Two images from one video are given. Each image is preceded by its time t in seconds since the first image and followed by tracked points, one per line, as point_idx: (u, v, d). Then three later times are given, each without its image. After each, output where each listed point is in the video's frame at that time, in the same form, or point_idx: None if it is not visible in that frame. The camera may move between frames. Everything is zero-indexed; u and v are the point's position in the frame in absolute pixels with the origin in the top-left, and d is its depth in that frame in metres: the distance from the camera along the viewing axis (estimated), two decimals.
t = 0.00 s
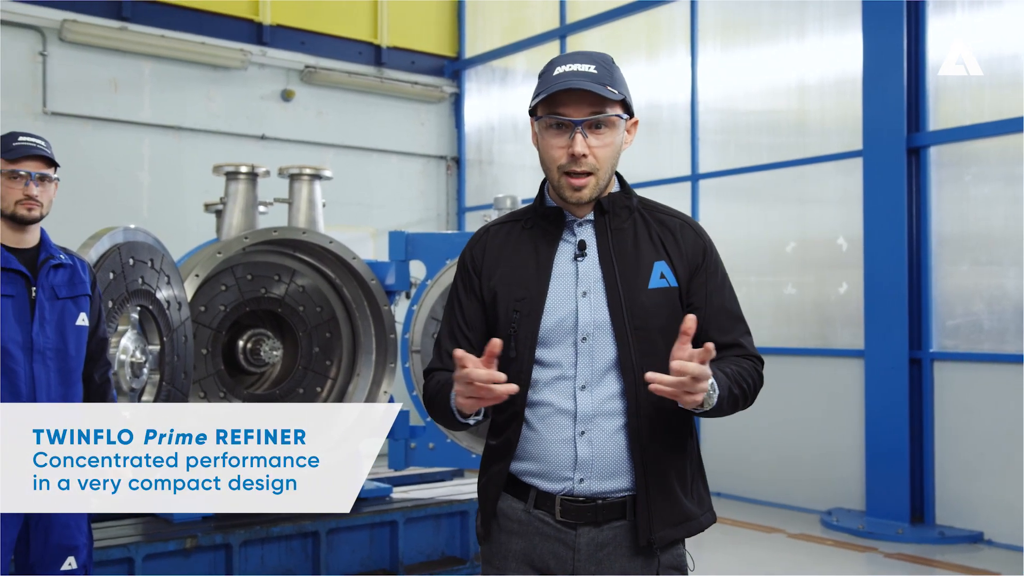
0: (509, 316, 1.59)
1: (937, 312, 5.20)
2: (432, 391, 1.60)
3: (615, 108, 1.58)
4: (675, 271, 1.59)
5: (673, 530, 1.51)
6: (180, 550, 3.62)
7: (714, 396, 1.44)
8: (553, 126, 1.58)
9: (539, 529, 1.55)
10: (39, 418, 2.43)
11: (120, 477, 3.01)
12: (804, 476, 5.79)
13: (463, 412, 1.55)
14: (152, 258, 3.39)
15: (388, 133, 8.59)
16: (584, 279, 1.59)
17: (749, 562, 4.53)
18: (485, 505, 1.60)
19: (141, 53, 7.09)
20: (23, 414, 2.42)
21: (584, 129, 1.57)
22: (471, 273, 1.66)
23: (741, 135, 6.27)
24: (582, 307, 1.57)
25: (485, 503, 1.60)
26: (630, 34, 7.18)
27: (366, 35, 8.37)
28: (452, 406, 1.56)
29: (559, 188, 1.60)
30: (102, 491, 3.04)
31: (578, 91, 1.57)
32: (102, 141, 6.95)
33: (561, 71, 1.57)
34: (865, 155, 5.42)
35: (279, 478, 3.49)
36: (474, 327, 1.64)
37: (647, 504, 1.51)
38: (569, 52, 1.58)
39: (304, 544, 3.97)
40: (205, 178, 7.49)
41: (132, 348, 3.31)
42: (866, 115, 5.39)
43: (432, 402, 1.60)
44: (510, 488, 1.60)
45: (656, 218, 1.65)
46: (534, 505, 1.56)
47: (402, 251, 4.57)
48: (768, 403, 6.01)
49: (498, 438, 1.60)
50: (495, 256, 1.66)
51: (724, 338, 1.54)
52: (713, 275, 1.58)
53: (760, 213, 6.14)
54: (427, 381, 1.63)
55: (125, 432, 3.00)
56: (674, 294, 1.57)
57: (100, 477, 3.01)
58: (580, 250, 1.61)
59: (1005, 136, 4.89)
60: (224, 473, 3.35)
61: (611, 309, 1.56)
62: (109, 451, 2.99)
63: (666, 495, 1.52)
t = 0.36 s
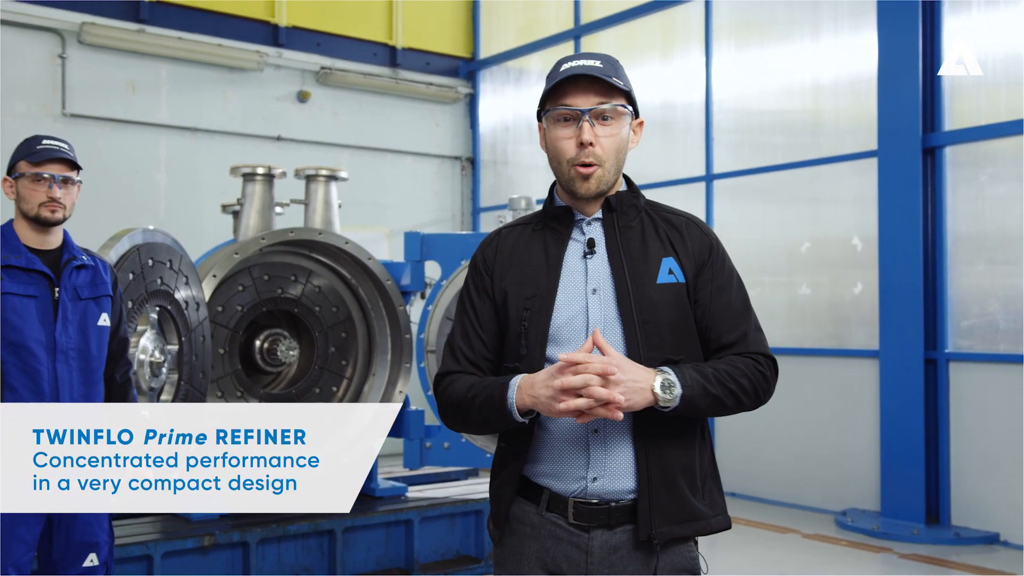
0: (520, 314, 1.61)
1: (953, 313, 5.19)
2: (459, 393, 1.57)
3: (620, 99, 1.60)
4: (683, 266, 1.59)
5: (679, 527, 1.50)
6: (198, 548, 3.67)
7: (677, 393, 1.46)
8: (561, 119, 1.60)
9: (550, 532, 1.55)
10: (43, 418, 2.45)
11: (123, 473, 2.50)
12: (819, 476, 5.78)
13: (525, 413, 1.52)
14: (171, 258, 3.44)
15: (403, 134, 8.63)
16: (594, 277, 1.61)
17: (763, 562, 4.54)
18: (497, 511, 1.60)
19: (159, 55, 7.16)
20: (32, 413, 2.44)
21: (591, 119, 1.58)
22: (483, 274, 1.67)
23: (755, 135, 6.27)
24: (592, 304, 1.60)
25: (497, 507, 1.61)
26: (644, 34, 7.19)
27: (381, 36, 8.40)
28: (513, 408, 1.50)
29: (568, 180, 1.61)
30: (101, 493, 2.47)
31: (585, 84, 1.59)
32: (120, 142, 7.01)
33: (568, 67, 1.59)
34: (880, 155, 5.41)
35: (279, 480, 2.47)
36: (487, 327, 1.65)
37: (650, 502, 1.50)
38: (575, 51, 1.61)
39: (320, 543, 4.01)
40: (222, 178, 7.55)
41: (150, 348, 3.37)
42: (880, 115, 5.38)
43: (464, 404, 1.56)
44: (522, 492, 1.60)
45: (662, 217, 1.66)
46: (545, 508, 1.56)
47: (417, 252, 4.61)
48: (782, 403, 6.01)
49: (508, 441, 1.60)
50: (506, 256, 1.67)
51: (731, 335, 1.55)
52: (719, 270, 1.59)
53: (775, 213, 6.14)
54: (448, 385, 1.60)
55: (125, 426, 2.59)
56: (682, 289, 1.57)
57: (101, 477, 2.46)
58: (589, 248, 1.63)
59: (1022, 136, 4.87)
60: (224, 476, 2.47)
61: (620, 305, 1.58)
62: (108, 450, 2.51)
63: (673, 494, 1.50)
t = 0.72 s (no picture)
0: (539, 309, 1.63)
1: (969, 313, 5.19)
2: (478, 387, 1.60)
3: (643, 95, 1.63)
4: (701, 264, 1.62)
5: (693, 523, 1.52)
6: (218, 545, 3.72)
7: (694, 387, 1.49)
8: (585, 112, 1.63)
9: (567, 526, 1.57)
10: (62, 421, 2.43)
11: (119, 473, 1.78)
12: (834, 476, 5.78)
13: (542, 404, 1.54)
14: (191, 258, 3.50)
15: (418, 134, 8.67)
16: (613, 273, 1.64)
17: (776, 562, 4.55)
18: (513, 504, 1.62)
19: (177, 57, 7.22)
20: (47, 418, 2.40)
21: (615, 112, 1.61)
22: (502, 268, 1.70)
23: (770, 135, 6.27)
24: (611, 299, 1.62)
25: (514, 500, 1.63)
26: (659, 34, 7.20)
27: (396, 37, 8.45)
28: (531, 400, 1.53)
29: (588, 169, 1.63)
30: (97, 496, 1.77)
31: (610, 79, 1.62)
32: (138, 144, 7.08)
33: (593, 62, 1.63)
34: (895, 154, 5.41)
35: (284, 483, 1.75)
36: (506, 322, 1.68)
37: (665, 498, 1.53)
38: (600, 48, 1.65)
39: (337, 540, 4.06)
40: (239, 179, 7.60)
41: (171, 347, 3.41)
42: (896, 115, 5.38)
43: (482, 397, 1.59)
44: (538, 487, 1.62)
45: (683, 217, 1.68)
46: (562, 503, 1.58)
47: (433, 252, 4.68)
48: (796, 403, 6.01)
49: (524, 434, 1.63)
50: (526, 251, 1.69)
51: (749, 334, 1.57)
52: (738, 269, 1.61)
53: (789, 213, 6.14)
54: (466, 378, 1.63)
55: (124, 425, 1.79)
56: (700, 286, 1.60)
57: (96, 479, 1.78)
58: (609, 244, 1.66)
59: None
60: (230, 478, 1.75)
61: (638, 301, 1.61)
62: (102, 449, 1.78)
63: (689, 491, 1.53)
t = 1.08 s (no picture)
0: (562, 308, 1.67)
1: (981, 313, 5.20)
2: (499, 383, 1.64)
3: (667, 107, 1.65)
4: (720, 266, 1.64)
5: (711, 520, 1.55)
6: (235, 542, 3.76)
7: (706, 394, 1.51)
8: (609, 124, 1.65)
9: (589, 521, 1.60)
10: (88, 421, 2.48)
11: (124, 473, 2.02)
12: (846, 476, 5.79)
13: (560, 406, 1.57)
14: (210, 259, 3.54)
15: (430, 135, 8.70)
16: (634, 275, 1.67)
17: (790, 562, 4.56)
18: (536, 500, 1.66)
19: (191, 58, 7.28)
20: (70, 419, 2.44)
21: (638, 126, 1.64)
22: (526, 268, 1.74)
23: (783, 135, 6.29)
24: (632, 300, 1.65)
25: (537, 495, 1.67)
26: (671, 34, 7.22)
27: (409, 38, 8.49)
28: (548, 402, 1.57)
29: (614, 185, 1.67)
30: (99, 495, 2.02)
31: (632, 91, 1.64)
32: (153, 145, 7.13)
33: (615, 72, 1.64)
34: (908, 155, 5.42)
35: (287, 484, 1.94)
36: (528, 320, 1.71)
37: (684, 496, 1.55)
38: (622, 56, 1.66)
39: (353, 538, 4.10)
40: (253, 180, 7.66)
41: (190, 346, 3.52)
42: (908, 115, 5.40)
43: (503, 395, 1.63)
44: (560, 483, 1.66)
45: (703, 218, 1.71)
46: (584, 498, 1.61)
47: (447, 252, 4.71)
48: (809, 403, 6.02)
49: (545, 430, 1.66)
50: (549, 252, 1.73)
51: (765, 335, 1.60)
52: (756, 271, 1.63)
53: (802, 213, 6.15)
54: (488, 374, 1.67)
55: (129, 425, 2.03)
56: (718, 288, 1.63)
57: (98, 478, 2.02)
58: (630, 245, 1.69)
59: None
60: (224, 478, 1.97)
61: (658, 302, 1.64)
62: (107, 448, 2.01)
63: (707, 488, 1.56)
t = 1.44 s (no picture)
0: (581, 316, 1.70)
1: (991, 313, 5.22)
2: (522, 392, 1.66)
3: (678, 115, 1.68)
4: (735, 273, 1.67)
5: (729, 518, 1.58)
6: (250, 540, 3.80)
7: (729, 410, 1.54)
8: (621, 133, 1.68)
9: (609, 516, 1.63)
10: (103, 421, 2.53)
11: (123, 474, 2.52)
12: (855, 476, 5.81)
13: (586, 419, 1.60)
14: (226, 259, 3.60)
15: (439, 136, 8.74)
16: (651, 282, 1.69)
17: (801, 561, 4.57)
18: (557, 496, 1.69)
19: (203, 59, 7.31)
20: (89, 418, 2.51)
21: (650, 134, 1.66)
22: (544, 275, 1.76)
23: (792, 135, 6.30)
24: (650, 308, 1.68)
25: (558, 492, 1.70)
26: (680, 34, 7.24)
27: (418, 39, 8.54)
28: (575, 415, 1.59)
29: (627, 192, 1.69)
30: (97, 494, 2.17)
31: (643, 99, 1.67)
32: (165, 146, 7.16)
33: (627, 81, 1.67)
34: (917, 155, 5.44)
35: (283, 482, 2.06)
36: (547, 326, 1.74)
37: (704, 494, 1.58)
38: (633, 64, 1.68)
39: (365, 536, 4.13)
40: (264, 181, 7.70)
41: (206, 346, 3.52)
42: (918, 115, 5.41)
43: (526, 403, 1.65)
44: (581, 479, 1.69)
45: (717, 223, 1.73)
46: (604, 493, 1.65)
47: (459, 253, 4.74)
48: (818, 403, 6.04)
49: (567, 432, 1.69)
50: (567, 260, 1.75)
51: (782, 338, 1.63)
52: (772, 275, 1.66)
53: (812, 214, 6.16)
54: (510, 380, 1.70)
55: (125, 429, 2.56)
56: (735, 295, 1.65)
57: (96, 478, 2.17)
58: (647, 254, 1.71)
59: None
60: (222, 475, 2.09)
61: (676, 311, 1.66)
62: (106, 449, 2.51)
63: (725, 486, 1.58)
